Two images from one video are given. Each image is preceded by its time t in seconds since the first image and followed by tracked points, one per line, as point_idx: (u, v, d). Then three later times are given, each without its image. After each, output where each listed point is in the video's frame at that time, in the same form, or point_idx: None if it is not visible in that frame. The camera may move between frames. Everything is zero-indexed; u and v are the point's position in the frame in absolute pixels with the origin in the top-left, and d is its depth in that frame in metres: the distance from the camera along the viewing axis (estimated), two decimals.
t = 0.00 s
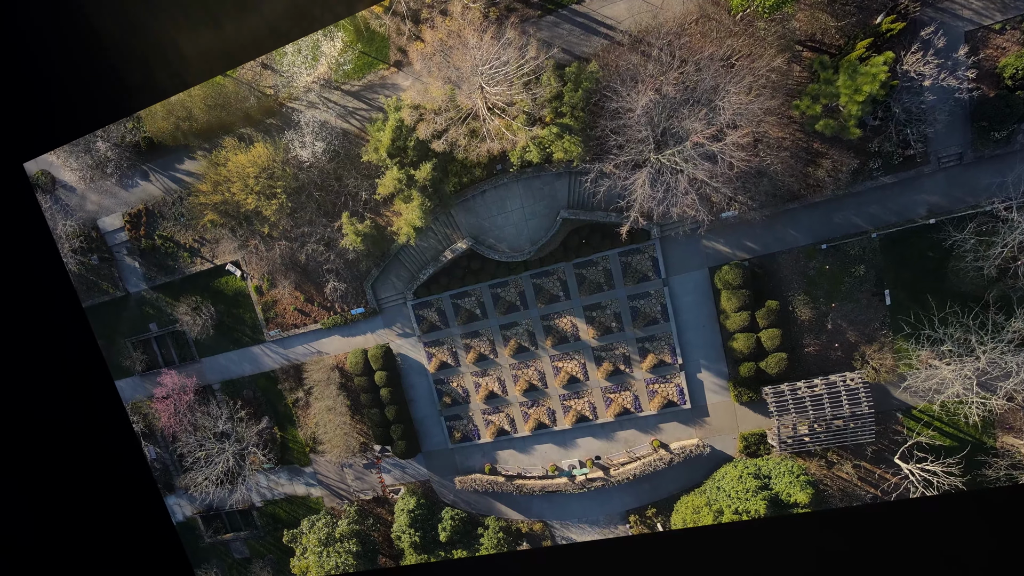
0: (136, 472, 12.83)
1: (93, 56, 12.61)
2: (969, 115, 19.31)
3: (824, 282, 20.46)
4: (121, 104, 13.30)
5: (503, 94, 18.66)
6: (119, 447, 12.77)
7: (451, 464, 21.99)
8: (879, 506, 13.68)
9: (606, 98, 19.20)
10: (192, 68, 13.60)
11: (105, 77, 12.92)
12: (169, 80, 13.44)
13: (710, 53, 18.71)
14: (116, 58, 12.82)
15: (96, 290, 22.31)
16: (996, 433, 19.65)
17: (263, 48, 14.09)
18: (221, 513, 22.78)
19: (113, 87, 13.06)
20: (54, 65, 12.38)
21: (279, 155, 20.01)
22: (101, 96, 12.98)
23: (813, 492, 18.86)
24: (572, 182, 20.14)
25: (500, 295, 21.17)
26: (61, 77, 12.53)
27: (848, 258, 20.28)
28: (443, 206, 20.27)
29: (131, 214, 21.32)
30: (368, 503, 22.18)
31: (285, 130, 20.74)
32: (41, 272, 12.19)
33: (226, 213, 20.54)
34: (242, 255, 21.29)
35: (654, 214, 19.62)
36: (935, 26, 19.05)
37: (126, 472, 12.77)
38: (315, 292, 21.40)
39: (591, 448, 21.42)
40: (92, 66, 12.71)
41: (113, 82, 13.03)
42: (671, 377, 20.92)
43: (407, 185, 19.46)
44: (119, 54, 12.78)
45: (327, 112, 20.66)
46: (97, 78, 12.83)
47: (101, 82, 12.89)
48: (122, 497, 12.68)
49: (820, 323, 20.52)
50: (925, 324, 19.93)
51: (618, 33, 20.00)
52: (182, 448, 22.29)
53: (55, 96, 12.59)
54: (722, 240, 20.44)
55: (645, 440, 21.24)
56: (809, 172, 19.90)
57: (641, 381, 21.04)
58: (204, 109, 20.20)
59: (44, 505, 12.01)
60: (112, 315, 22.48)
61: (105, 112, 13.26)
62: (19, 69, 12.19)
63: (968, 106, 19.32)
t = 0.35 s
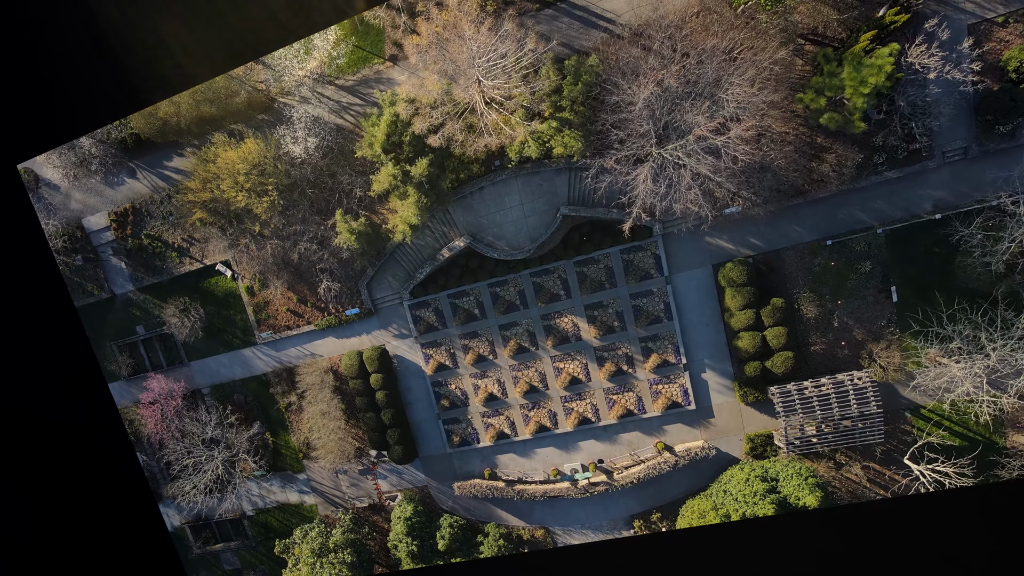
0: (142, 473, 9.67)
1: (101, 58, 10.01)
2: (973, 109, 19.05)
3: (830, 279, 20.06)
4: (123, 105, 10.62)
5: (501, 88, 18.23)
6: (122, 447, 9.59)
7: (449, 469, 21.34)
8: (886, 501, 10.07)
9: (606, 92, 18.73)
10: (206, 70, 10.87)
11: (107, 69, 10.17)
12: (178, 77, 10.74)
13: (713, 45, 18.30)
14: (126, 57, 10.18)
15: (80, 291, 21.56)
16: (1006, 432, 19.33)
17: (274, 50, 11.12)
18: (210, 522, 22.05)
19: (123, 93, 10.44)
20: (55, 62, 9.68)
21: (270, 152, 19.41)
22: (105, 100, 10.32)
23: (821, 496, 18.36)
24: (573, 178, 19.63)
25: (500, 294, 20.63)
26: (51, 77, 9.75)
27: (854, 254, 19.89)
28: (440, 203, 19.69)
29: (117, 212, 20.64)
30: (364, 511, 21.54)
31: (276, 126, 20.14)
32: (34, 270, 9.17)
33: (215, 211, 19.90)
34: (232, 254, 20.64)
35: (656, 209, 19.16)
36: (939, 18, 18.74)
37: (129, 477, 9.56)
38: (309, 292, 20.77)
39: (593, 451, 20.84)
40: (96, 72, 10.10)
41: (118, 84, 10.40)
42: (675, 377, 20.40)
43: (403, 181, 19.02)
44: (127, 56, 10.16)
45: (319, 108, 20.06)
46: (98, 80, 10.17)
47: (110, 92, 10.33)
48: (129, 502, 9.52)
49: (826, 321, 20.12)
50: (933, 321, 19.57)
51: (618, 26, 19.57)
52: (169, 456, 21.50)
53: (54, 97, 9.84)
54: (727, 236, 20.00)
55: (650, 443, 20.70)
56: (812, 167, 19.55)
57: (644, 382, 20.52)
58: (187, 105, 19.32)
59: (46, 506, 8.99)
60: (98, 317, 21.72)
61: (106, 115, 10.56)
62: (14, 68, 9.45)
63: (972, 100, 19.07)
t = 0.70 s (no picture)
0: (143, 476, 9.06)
1: (130, 83, 9.73)
2: (977, 103, 18.80)
3: (835, 275, 19.68)
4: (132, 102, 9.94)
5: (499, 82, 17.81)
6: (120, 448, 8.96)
7: (448, 474, 20.71)
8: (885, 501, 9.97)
9: (607, 85, 18.31)
10: (206, 71, 10.18)
11: (123, 80, 9.65)
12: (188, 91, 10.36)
13: (716, 36, 17.89)
14: (157, 81, 9.85)
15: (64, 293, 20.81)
16: (1016, 431, 18.94)
17: (274, 40, 10.51)
18: (199, 532, 21.27)
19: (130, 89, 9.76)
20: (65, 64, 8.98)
21: (262, 147, 18.83)
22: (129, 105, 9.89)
23: (831, 498, 17.89)
24: (573, 173, 19.14)
25: (499, 293, 20.09)
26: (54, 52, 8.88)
27: (859, 250, 19.54)
28: (437, 200, 19.12)
29: (103, 211, 19.99)
30: (359, 519, 20.83)
31: (267, 121, 19.54)
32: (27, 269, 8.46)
33: (204, 208, 19.25)
34: (222, 254, 20.01)
35: (659, 205, 18.73)
36: (943, 11, 18.47)
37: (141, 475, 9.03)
38: (302, 293, 20.14)
39: (596, 454, 20.29)
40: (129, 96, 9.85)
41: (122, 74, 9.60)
42: (679, 377, 19.91)
43: (399, 177, 18.48)
44: (158, 82, 9.87)
45: (311, 102, 19.50)
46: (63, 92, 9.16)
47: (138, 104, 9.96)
48: (128, 505, 8.90)
49: (833, 318, 19.71)
50: (941, 318, 19.21)
51: (617, 19, 19.16)
52: (155, 464, 20.69)
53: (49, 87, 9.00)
54: (730, 232, 19.57)
55: (654, 445, 20.16)
56: (816, 162, 19.19)
57: (647, 382, 20.00)
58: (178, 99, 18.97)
59: (46, 507, 8.37)
60: (82, 319, 20.97)
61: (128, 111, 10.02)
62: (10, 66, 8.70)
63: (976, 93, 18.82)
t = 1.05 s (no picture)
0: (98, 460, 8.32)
1: (132, 84, 9.21)
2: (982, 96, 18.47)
3: (841, 271, 19.27)
4: (140, 101, 9.41)
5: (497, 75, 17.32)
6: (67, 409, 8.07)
7: (446, 479, 20.09)
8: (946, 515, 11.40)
9: (608, 77, 17.85)
10: (211, 71, 9.67)
11: (127, 78, 9.13)
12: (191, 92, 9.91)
13: (718, 28, 17.51)
14: (159, 77, 9.31)
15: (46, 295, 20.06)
16: None
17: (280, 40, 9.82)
18: (188, 543, 20.49)
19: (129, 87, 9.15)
20: (71, 61, 8.54)
21: (252, 143, 18.17)
22: (135, 109, 9.37)
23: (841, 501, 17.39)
24: (573, 168, 18.65)
25: (497, 292, 19.53)
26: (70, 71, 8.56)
27: (865, 246, 19.15)
28: (433, 196, 18.55)
29: (87, 209, 19.32)
30: (354, 527, 20.12)
31: (257, 116, 18.92)
32: (19, 294, 7.95)
33: (192, 206, 18.64)
34: (211, 253, 19.36)
35: (661, 201, 18.27)
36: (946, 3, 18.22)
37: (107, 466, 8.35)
38: (294, 293, 19.51)
39: (599, 457, 19.72)
40: (132, 95, 9.31)
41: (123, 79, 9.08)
42: (684, 377, 19.39)
43: (394, 173, 17.85)
44: (161, 78, 9.32)
45: (303, 96, 18.89)
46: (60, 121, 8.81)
47: (142, 105, 9.44)
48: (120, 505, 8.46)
49: (839, 315, 19.29)
50: (949, 314, 18.81)
51: (617, 11, 18.67)
52: (139, 472, 19.85)
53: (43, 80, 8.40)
54: (734, 228, 19.13)
55: (658, 447, 19.59)
56: (821, 156, 18.80)
57: (651, 382, 19.46)
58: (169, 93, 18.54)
59: (69, 483, 8.10)
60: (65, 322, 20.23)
61: (130, 108, 9.42)
62: (36, 56, 8.32)
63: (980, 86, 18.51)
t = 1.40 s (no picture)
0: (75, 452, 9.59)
1: (134, 83, 10.61)
2: (982, 76, 18.17)
3: (847, 259, 18.86)
4: (144, 101, 10.86)
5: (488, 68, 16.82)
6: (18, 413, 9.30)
7: (449, 487, 19.44)
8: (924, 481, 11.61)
9: (602, 66, 17.37)
10: (211, 63, 11.19)
11: (132, 76, 10.55)
12: (196, 84, 11.37)
13: (715, 12, 16.90)
14: (161, 69, 10.76)
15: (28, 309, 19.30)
16: None
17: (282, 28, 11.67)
18: (181, 564, 19.66)
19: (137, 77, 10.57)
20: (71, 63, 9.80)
21: (238, 145, 17.57)
22: (136, 110, 10.75)
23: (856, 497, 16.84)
24: (570, 162, 18.14)
25: (496, 291, 18.95)
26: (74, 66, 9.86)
27: (870, 232, 18.77)
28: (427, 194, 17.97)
29: (68, 219, 18.63)
30: (355, 541, 19.42)
31: (242, 117, 18.28)
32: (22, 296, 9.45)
33: (177, 213, 18.00)
34: (198, 260, 18.68)
35: (662, 192, 17.79)
36: None
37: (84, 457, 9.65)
38: (286, 299, 18.86)
39: (606, 458, 19.13)
40: (131, 95, 10.70)
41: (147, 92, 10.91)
42: (691, 372, 18.85)
43: (386, 172, 17.32)
44: (159, 73, 10.79)
45: (289, 95, 18.29)
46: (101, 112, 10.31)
47: (141, 105, 10.83)
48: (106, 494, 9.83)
49: (847, 304, 18.85)
50: (960, 299, 18.39)
51: None
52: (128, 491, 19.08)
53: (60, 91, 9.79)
54: (736, 218, 18.67)
55: (667, 446, 19.04)
56: (822, 142, 18.40)
57: (658, 379, 18.93)
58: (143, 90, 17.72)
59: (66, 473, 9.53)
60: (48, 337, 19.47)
61: (131, 110, 10.79)
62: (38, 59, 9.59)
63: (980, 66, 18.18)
